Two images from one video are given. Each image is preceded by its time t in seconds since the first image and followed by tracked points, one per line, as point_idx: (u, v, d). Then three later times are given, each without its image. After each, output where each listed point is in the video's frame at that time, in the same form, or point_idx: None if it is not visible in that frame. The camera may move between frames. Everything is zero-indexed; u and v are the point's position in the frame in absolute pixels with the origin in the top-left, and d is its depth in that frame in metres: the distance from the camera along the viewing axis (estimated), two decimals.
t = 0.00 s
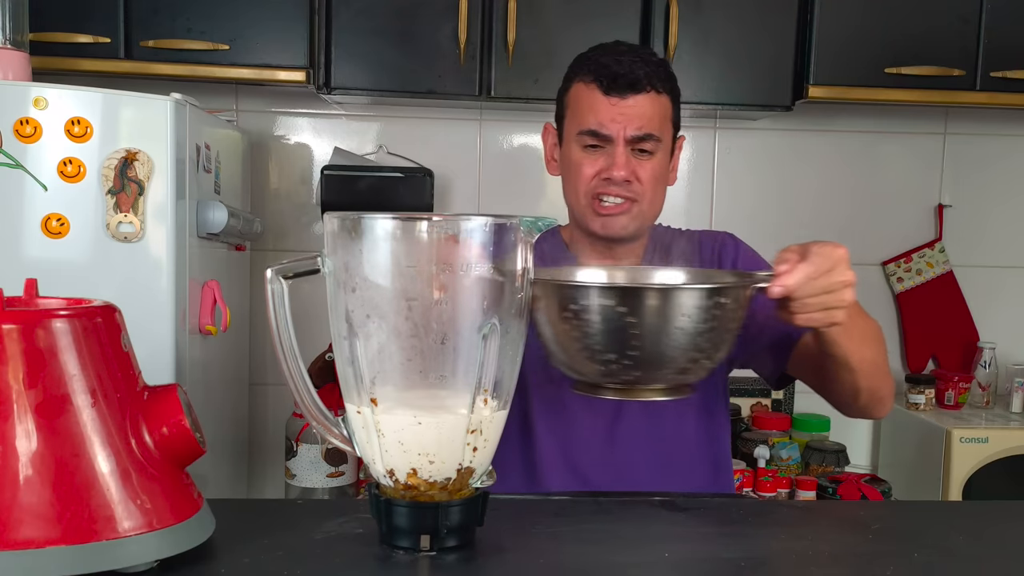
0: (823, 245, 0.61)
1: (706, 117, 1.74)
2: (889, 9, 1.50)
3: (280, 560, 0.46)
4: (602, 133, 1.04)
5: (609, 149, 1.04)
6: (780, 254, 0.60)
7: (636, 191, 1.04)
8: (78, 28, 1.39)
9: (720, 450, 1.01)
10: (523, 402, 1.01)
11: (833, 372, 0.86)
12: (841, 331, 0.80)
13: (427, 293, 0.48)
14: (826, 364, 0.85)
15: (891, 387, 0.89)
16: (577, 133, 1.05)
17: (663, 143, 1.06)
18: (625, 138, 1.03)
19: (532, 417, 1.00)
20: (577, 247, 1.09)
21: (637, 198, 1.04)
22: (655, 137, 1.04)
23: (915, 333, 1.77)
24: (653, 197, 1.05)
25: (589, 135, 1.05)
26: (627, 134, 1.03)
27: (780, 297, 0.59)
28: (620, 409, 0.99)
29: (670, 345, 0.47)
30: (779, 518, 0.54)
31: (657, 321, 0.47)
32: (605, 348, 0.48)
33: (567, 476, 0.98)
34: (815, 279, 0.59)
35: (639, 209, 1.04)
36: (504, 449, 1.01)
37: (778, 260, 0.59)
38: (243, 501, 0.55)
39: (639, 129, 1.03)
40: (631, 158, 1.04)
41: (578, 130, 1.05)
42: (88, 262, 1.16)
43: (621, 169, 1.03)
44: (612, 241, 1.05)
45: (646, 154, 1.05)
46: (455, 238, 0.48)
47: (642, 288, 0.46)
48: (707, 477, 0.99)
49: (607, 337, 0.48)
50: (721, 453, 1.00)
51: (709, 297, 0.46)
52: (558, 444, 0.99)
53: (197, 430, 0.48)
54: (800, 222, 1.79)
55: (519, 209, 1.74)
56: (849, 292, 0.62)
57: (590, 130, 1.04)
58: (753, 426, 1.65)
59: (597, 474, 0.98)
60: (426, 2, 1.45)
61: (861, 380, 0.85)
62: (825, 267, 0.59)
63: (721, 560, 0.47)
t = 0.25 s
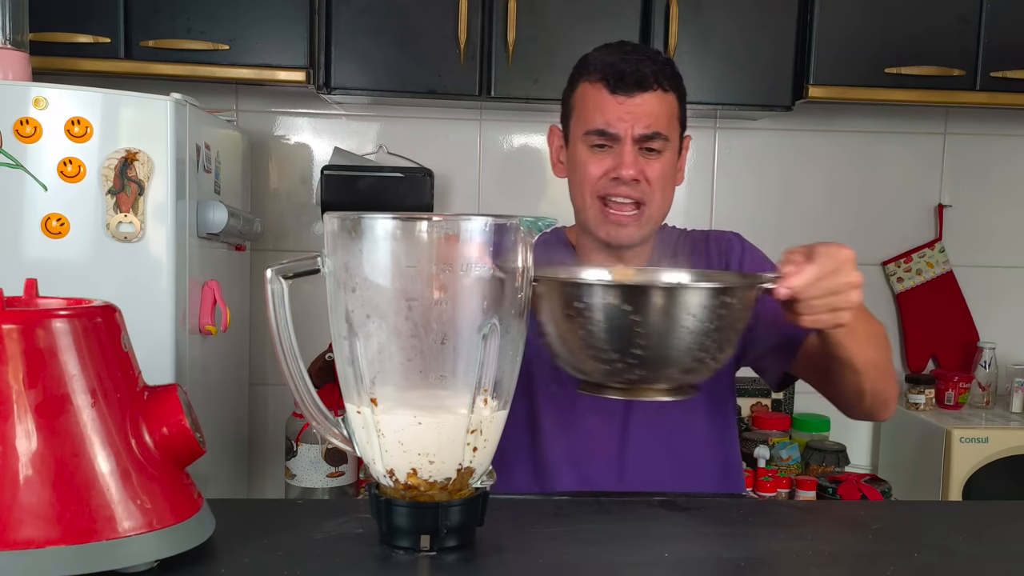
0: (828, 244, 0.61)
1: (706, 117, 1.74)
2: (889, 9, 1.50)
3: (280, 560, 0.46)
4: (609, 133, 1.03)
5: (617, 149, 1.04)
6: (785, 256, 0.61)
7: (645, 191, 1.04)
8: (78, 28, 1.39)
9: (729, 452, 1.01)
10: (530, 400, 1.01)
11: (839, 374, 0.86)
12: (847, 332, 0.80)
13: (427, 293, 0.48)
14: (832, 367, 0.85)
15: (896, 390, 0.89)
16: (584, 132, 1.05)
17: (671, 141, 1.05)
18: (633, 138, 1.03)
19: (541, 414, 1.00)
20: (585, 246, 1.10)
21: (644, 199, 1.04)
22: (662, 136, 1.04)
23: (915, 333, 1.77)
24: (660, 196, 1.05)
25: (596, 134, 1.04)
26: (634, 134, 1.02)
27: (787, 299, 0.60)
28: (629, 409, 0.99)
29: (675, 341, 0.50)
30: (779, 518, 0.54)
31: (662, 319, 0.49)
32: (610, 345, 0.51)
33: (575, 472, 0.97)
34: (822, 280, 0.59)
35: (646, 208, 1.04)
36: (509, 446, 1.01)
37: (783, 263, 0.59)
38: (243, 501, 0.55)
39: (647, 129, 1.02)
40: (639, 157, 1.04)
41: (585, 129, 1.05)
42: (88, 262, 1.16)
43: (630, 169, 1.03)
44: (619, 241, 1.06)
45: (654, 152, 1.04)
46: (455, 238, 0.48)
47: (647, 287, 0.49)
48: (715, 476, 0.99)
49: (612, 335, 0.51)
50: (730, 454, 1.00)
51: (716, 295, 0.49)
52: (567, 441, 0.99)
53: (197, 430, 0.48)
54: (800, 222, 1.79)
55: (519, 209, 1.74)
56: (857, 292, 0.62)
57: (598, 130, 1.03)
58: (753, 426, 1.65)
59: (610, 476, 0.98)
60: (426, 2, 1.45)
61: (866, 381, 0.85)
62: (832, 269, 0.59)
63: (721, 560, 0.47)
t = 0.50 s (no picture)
0: (816, 251, 0.61)
1: (706, 117, 1.74)
2: (888, 9, 1.50)
3: (280, 560, 0.46)
4: (618, 132, 1.03)
5: (624, 148, 1.04)
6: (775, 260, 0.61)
7: (652, 190, 1.04)
8: (78, 28, 1.39)
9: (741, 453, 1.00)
10: (538, 398, 1.01)
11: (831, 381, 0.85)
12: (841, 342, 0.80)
13: (427, 293, 0.48)
14: (824, 374, 0.85)
15: (891, 399, 0.89)
16: (592, 130, 1.05)
17: (679, 141, 1.05)
18: (641, 137, 1.03)
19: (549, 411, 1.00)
20: (590, 245, 1.10)
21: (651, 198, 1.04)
22: (670, 135, 1.04)
23: (915, 333, 1.77)
24: (668, 195, 1.05)
25: (604, 133, 1.04)
26: (642, 133, 1.03)
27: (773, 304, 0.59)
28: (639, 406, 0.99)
29: (660, 342, 0.52)
30: (779, 518, 0.54)
31: (648, 321, 0.52)
32: (597, 347, 0.53)
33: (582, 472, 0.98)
34: (808, 285, 0.59)
35: (653, 208, 1.04)
36: (518, 442, 1.01)
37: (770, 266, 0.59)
38: (243, 501, 0.55)
39: (655, 128, 1.03)
40: (646, 156, 1.04)
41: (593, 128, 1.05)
42: (88, 262, 1.16)
43: (636, 168, 1.03)
44: (626, 241, 1.06)
45: (661, 152, 1.05)
46: (455, 238, 0.48)
47: (634, 289, 0.51)
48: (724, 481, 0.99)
49: (599, 336, 0.53)
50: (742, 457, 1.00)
51: (702, 298, 0.51)
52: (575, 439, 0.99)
53: (197, 430, 0.48)
54: (800, 222, 1.79)
55: (519, 209, 1.74)
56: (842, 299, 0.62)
57: (605, 129, 1.04)
58: (753, 426, 1.65)
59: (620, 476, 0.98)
60: (426, 2, 1.45)
61: (858, 391, 0.85)
62: (820, 273, 0.59)
63: (721, 560, 0.47)
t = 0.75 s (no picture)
0: (820, 265, 0.60)
1: (706, 117, 1.74)
2: (889, 9, 1.50)
3: (280, 560, 0.46)
4: (620, 133, 1.04)
5: (627, 149, 1.04)
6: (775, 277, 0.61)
7: (655, 191, 1.04)
8: (78, 28, 1.39)
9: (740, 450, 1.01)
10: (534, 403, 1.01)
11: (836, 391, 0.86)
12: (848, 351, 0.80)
13: (427, 293, 0.48)
14: (829, 384, 0.85)
15: (896, 409, 0.89)
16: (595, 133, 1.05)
17: (681, 142, 1.06)
18: (643, 139, 1.03)
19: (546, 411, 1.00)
20: (594, 247, 1.09)
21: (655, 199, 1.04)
22: (672, 137, 1.04)
23: (915, 333, 1.77)
24: (670, 196, 1.05)
25: (606, 135, 1.05)
26: (645, 135, 1.03)
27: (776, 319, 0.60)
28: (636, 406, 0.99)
29: (666, 362, 0.50)
30: (779, 518, 0.54)
31: (653, 341, 0.50)
32: (601, 368, 0.51)
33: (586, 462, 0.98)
34: (812, 300, 0.59)
35: (656, 209, 1.04)
36: (516, 431, 1.01)
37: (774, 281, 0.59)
38: (243, 501, 0.55)
39: (657, 130, 1.03)
40: (649, 158, 1.04)
41: (595, 130, 1.05)
42: (88, 262, 1.16)
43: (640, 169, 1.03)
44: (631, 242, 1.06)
45: (664, 154, 1.05)
46: (455, 237, 0.48)
47: (638, 310, 0.49)
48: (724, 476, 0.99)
49: (603, 358, 0.51)
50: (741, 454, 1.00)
51: (706, 318, 0.49)
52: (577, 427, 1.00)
53: (197, 430, 0.48)
54: (799, 222, 1.79)
55: (520, 209, 1.74)
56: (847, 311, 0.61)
57: (608, 131, 1.04)
58: (753, 426, 1.64)
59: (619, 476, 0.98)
60: (426, 1, 1.45)
61: (863, 400, 0.85)
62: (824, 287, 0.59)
63: (721, 560, 0.47)
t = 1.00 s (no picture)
0: (805, 283, 0.60)
1: (706, 117, 1.74)
2: (889, 9, 1.50)
3: (280, 560, 0.46)
4: (633, 123, 1.04)
5: (639, 140, 1.04)
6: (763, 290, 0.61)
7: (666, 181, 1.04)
8: (78, 28, 1.39)
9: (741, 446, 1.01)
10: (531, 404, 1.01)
11: (827, 400, 0.86)
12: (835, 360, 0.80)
13: (427, 293, 0.48)
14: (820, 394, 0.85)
15: (890, 416, 0.89)
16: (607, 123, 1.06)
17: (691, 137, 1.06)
18: (656, 129, 1.04)
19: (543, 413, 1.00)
20: (597, 244, 1.08)
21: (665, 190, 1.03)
22: (684, 130, 1.05)
23: (915, 333, 1.77)
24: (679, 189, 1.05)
25: (619, 124, 1.05)
26: (658, 125, 1.03)
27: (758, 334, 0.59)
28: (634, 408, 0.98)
29: (648, 381, 0.52)
30: (779, 518, 0.54)
31: (634, 362, 0.51)
32: (584, 385, 0.53)
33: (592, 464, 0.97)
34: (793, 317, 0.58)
35: (665, 200, 1.04)
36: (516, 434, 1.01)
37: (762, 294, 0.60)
38: (243, 501, 0.55)
39: (670, 121, 1.04)
40: (660, 149, 1.04)
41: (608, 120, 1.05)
42: (88, 262, 1.16)
43: (652, 159, 1.03)
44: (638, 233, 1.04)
45: (675, 147, 1.05)
46: (455, 237, 0.48)
47: (619, 334, 0.51)
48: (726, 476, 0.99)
49: (584, 377, 0.53)
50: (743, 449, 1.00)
51: (687, 341, 0.51)
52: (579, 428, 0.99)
53: (197, 430, 0.48)
54: (800, 222, 1.79)
55: (520, 208, 1.74)
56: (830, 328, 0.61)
57: (621, 120, 1.04)
58: (753, 426, 1.64)
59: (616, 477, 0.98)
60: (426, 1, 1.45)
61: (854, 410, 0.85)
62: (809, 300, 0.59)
63: (721, 560, 0.47)
